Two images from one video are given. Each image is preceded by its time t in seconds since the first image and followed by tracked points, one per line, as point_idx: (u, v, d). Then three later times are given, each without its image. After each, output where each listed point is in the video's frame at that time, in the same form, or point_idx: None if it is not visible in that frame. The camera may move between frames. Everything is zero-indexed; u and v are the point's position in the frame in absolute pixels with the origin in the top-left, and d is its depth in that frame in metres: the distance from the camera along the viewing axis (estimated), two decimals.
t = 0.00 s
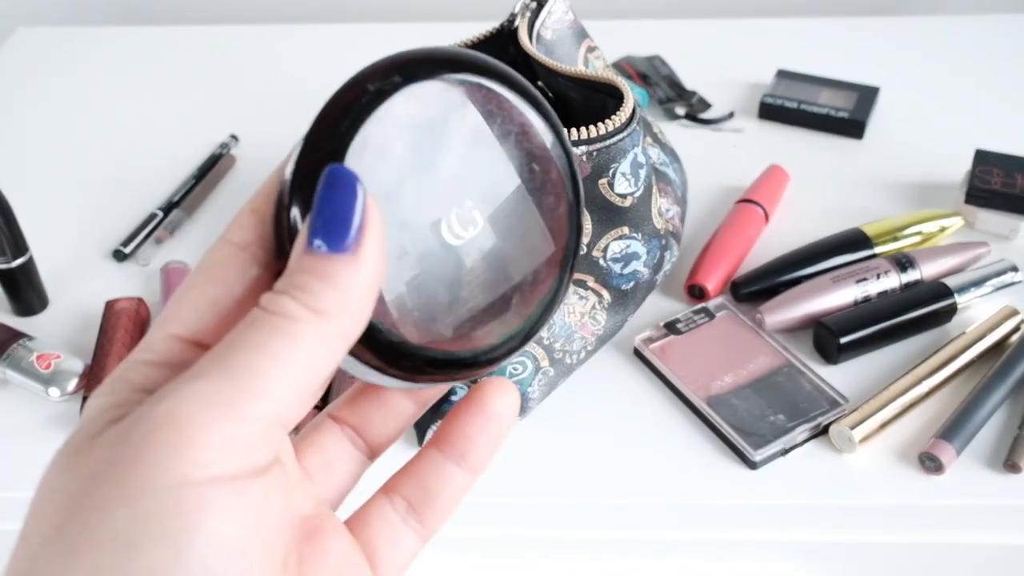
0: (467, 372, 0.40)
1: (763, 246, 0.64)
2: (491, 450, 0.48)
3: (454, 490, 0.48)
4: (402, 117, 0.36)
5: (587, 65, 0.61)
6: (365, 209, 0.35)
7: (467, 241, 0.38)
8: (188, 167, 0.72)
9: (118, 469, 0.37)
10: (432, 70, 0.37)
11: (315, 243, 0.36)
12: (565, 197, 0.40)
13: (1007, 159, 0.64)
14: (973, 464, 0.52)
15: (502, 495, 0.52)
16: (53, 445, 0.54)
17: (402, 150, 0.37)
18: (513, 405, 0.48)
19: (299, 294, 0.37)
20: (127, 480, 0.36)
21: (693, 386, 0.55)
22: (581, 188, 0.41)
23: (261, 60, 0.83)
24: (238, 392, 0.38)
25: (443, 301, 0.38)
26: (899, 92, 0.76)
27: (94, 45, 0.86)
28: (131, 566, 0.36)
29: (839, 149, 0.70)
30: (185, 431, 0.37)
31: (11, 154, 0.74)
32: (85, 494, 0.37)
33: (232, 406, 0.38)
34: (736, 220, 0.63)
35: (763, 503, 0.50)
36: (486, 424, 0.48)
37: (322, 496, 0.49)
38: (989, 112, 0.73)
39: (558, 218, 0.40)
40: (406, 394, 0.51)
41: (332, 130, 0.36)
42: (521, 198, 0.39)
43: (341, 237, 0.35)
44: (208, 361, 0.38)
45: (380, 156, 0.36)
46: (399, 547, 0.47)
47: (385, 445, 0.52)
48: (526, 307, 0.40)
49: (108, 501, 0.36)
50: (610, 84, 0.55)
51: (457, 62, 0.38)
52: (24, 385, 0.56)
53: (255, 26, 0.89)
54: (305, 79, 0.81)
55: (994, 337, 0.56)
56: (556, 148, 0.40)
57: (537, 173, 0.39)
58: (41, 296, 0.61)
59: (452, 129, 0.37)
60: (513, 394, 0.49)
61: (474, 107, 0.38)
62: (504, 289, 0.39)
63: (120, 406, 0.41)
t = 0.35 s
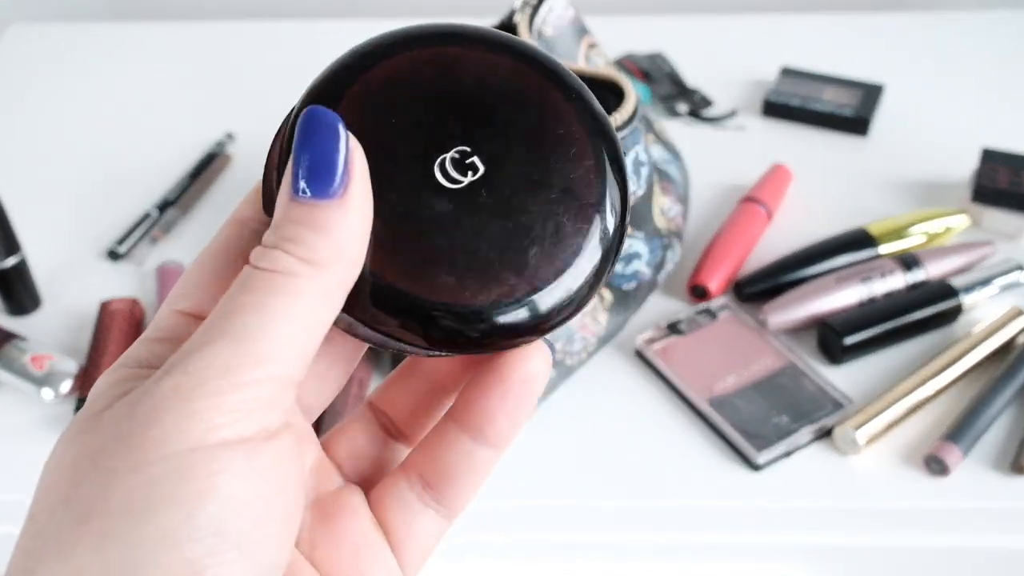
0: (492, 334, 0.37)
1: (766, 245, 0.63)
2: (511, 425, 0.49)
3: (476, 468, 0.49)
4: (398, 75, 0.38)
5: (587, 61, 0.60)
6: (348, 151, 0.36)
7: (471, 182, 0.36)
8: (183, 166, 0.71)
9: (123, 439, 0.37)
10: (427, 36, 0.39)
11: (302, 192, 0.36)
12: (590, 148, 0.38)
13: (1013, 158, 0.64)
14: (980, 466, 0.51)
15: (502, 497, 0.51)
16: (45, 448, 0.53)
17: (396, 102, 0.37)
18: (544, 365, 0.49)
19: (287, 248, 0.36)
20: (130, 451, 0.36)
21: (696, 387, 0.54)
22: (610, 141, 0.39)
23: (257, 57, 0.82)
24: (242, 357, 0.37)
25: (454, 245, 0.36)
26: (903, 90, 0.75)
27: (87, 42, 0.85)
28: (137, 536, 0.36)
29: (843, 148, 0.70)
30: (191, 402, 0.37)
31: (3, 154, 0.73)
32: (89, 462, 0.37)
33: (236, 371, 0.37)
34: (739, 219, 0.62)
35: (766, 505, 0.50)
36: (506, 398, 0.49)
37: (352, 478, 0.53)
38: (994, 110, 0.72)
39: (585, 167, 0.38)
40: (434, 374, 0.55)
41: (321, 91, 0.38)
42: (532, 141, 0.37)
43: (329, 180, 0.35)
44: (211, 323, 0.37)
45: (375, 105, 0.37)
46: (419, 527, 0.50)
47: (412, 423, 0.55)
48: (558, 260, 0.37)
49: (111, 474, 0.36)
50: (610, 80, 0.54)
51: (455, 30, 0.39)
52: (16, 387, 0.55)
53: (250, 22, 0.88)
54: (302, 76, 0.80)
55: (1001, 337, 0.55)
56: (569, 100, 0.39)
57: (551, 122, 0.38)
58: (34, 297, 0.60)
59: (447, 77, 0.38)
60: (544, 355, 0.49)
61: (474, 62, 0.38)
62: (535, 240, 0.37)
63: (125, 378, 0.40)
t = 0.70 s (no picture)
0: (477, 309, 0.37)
1: (766, 245, 0.63)
2: (498, 414, 0.48)
3: (466, 457, 0.49)
4: (402, 67, 0.40)
5: (587, 61, 0.60)
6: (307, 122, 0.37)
7: (461, 160, 0.38)
8: (183, 166, 0.71)
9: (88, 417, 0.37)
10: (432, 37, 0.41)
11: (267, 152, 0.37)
12: (588, 134, 0.39)
13: (1014, 158, 0.64)
14: (980, 466, 0.51)
15: (502, 496, 0.51)
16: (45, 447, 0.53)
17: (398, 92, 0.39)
18: (529, 351, 0.47)
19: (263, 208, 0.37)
20: (97, 428, 0.36)
21: (695, 387, 0.54)
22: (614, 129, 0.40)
23: (258, 58, 0.83)
24: (200, 325, 0.37)
25: (438, 217, 0.37)
26: (903, 90, 0.75)
27: (88, 43, 0.85)
28: (106, 514, 0.36)
29: (843, 148, 0.70)
30: (151, 373, 0.36)
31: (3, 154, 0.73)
32: (57, 443, 0.37)
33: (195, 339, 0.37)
34: (739, 220, 0.62)
35: (766, 505, 0.50)
36: (490, 388, 0.47)
37: (347, 465, 0.53)
38: (994, 109, 0.72)
39: (581, 150, 0.39)
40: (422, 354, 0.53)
41: (331, 86, 0.40)
42: (526, 124, 0.39)
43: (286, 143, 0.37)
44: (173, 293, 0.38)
45: (377, 93, 0.39)
46: (413, 516, 0.50)
47: (405, 405, 0.55)
48: (548, 236, 0.38)
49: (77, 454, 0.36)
50: (611, 81, 0.54)
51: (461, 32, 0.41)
52: (17, 387, 0.55)
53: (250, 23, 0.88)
54: (303, 76, 0.80)
55: (1001, 338, 0.56)
56: (571, 90, 0.40)
57: (548, 107, 0.39)
58: (35, 297, 0.60)
59: (445, 68, 0.40)
60: (529, 340, 0.47)
61: (477, 56, 0.40)
62: (524, 214, 0.38)
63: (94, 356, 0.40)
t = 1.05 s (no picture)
0: (515, 322, 0.40)
1: (767, 245, 0.63)
2: (533, 400, 0.51)
3: (499, 442, 0.51)
4: (429, 53, 0.38)
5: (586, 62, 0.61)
6: (491, 233, 0.38)
7: (502, 174, 0.38)
8: (182, 166, 0.71)
9: (179, 436, 0.36)
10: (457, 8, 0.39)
11: (422, 245, 0.38)
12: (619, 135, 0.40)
13: (1015, 158, 0.64)
14: (981, 466, 0.51)
15: (501, 496, 0.51)
16: (44, 447, 0.53)
17: (429, 81, 0.38)
18: (562, 343, 0.51)
19: (392, 282, 0.37)
20: (188, 448, 0.36)
21: (696, 387, 0.54)
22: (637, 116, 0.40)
23: (257, 57, 0.82)
24: (301, 359, 0.37)
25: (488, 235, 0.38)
26: (903, 89, 0.75)
27: (87, 42, 0.85)
28: (192, 539, 0.35)
29: (843, 147, 0.70)
30: (253, 402, 0.36)
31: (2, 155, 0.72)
32: (143, 456, 0.36)
33: (301, 377, 0.37)
34: (739, 220, 0.62)
35: (766, 506, 0.49)
36: (529, 371, 0.51)
37: (368, 456, 0.53)
38: (995, 109, 0.72)
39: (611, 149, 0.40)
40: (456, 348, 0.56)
41: (354, 70, 0.39)
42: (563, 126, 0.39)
43: (454, 251, 0.37)
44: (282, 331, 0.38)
45: (407, 85, 0.38)
46: (441, 503, 0.50)
47: (430, 396, 0.55)
48: (585, 249, 0.39)
49: (166, 470, 0.35)
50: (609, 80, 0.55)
51: None
52: (15, 387, 0.55)
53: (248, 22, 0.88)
54: (302, 76, 0.80)
55: (1002, 338, 0.55)
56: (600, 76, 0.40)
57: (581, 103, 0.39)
58: (33, 296, 0.60)
59: (480, 57, 0.38)
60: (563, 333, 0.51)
61: (506, 35, 0.39)
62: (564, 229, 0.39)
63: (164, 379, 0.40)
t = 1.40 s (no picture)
0: (519, 316, 0.41)
1: (767, 245, 0.63)
2: (534, 386, 0.51)
3: (505, 427, 0.50)
4: (446, 66, 0.36)
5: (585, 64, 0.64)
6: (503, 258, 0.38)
7: (515, 196, 0.38)
8: (182, 166, 0.71)
9: (200, 446, 0.36)
10: (481, 17, 0.37)
11: (437, 270, 0.37)
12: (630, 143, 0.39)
13: (1015, 158, 0.64)
14: (981, 466, 0.51)
15: (501, 496, 0.51)
16: (43, 448, 0.53)
17: (443, 97, 0.36)
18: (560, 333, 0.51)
19: (408, 306, 0.37)
20: (211, 458, 0.35)
21: (696, 387, 0.54)
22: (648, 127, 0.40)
23: (257, 57, 0.82)
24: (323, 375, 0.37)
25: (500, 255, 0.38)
26: (904, 89, 0.75)
27: (87, 42, 0.85)
28: (210, 548, 0.35)
29: (844, 147, 0.70)
30: (277, 416, 0.36)
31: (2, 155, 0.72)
32: (162, 466, 0.36)
33: (325, 393, 0.37)
34: (739, 219, 0.62)
35: (765, 505, 0.49)
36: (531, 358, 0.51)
37: (371, 455, 0.52)
38: (995, 109, 0.72)
39: (624, 162, 0.39)
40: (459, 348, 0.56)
41: (367, 86, 0.37)
42: (578, 147, 0.38)
43: (469, 278, 0.37)
44: (305, 349, 0.37)
45: (422, 103, 0.37)
46: (451, 491, 0.49)
47: (435, 399, 0.56)
48: (589, 255, 0.40)
49: (188, 479, 0.35)
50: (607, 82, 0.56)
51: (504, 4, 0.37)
52: (16, 387, 0.55)
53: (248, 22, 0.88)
54: (302, 76, 0.80)
55: (1002, 338, 0.55)
56: (618, 89, 0.39)
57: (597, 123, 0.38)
58: (33, 297, 0.60)
59: (497, 71, 0.37)
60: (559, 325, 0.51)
61: (526, 48, 0.37)
62: (572, 234, 0.39)
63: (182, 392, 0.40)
